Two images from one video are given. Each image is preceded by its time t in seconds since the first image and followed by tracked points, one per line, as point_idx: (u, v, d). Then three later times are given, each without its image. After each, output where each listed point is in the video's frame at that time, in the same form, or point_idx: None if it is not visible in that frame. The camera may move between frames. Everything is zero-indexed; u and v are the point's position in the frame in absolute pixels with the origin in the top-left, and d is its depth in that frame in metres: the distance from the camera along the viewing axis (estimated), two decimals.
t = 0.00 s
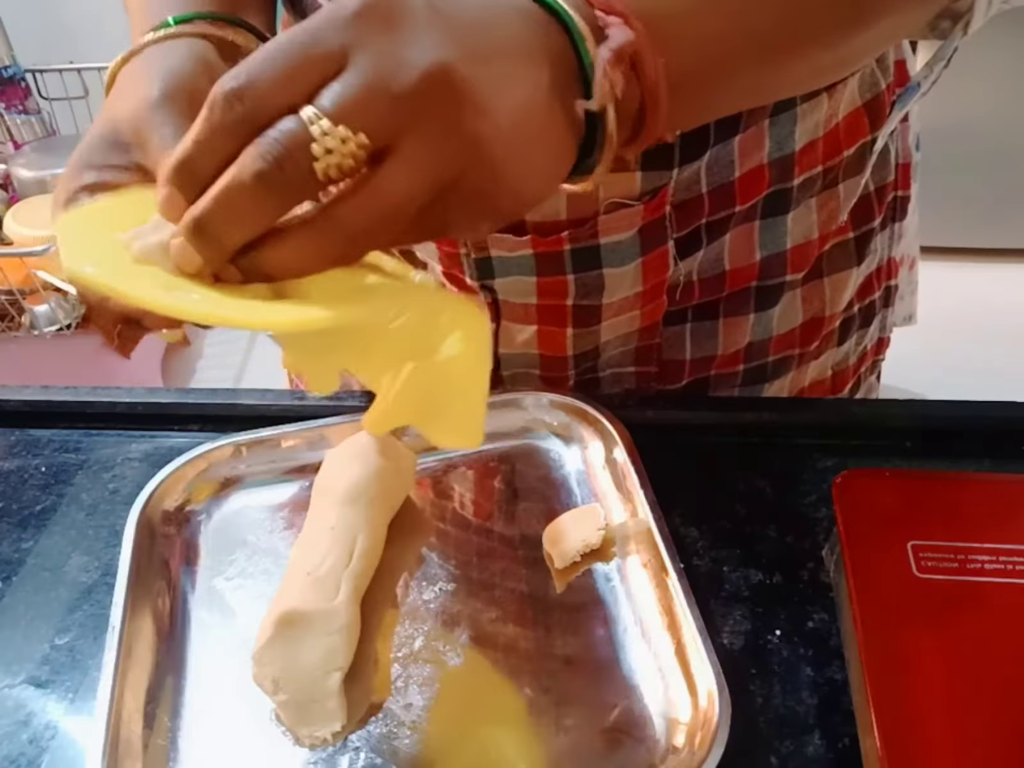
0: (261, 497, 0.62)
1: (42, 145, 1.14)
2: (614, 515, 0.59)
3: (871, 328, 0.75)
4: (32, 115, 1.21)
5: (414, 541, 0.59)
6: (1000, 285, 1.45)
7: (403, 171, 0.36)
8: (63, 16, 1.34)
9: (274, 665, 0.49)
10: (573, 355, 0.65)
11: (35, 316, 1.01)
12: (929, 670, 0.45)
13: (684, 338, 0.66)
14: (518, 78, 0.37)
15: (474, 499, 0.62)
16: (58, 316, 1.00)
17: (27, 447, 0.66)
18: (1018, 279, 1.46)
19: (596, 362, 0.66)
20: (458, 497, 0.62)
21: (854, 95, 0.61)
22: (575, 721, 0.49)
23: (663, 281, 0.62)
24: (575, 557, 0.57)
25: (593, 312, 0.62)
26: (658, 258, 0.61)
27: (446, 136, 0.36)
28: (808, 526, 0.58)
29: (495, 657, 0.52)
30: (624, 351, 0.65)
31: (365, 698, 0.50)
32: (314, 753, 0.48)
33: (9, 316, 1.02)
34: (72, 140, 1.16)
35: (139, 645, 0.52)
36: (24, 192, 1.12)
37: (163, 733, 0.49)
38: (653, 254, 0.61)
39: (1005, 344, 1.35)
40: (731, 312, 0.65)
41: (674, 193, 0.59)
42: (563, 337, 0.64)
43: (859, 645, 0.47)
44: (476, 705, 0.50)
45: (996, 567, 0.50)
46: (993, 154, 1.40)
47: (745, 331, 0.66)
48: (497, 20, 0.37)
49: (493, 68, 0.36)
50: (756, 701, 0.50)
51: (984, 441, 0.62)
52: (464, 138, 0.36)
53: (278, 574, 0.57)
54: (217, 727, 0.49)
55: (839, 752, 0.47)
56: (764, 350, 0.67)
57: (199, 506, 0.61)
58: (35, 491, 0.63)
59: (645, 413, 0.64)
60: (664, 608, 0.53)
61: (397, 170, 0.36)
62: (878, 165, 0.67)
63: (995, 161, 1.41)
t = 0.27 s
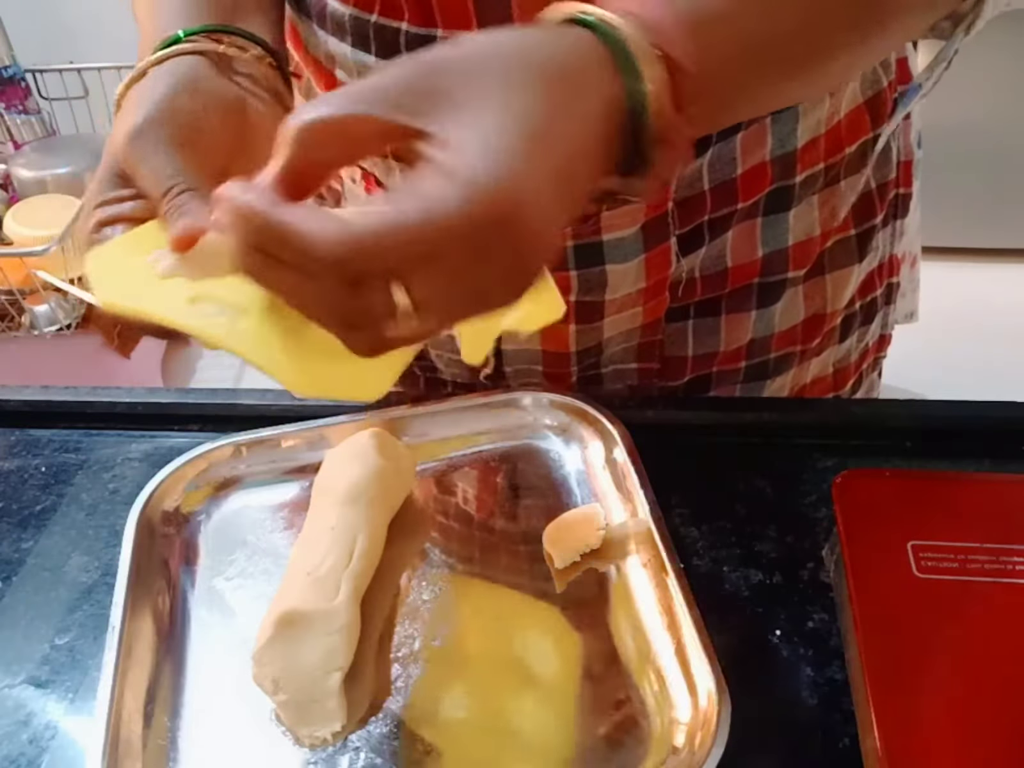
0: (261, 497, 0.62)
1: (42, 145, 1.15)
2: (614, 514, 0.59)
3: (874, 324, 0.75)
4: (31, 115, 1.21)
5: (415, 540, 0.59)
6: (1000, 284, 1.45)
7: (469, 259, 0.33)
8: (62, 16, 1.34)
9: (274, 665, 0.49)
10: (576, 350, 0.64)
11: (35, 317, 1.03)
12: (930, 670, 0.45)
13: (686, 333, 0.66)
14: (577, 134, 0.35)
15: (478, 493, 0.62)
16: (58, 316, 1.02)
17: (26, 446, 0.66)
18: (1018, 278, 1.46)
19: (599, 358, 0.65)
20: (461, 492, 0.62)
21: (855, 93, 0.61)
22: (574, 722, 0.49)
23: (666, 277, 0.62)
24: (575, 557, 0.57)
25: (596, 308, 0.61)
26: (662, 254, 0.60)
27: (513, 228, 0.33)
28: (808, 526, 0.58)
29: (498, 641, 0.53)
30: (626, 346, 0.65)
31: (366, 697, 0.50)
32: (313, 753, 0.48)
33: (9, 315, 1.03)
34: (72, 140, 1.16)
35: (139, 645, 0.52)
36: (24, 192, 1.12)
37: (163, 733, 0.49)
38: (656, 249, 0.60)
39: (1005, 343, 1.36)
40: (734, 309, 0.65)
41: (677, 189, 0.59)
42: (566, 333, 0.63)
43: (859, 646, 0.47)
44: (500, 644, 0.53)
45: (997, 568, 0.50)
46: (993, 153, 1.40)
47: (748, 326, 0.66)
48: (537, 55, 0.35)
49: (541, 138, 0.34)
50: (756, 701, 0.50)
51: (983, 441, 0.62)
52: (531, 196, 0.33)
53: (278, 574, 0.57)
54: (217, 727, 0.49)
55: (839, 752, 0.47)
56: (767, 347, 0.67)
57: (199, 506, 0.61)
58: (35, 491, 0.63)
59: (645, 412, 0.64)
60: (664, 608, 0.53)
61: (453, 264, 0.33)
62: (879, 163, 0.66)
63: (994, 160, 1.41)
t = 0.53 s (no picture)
0: (260, 498, 0.62)
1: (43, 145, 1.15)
2: (614, 514, 0.59)
3: (872, 324, 0.75)
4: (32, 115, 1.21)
5: (415, 541, 0.59)
6: (1001, 285, 1.45)
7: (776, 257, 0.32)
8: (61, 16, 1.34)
9: (274, 665, 0.49)
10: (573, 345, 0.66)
11: (35, 316, 1.01)
12: (929, 669, 0.45)
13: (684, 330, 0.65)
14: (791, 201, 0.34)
15: (477, 491, 0.62)
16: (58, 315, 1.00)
17: (26, 447, 0.66)
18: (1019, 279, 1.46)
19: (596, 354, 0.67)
20: (460, 488, 0.62)
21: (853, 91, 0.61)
22: (574, 722, 0.49)
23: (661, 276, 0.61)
24: (575, 558, 0.57)
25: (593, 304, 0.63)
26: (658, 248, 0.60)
27: (752, 322, 0.31)
28: (808, 526, 0.58)
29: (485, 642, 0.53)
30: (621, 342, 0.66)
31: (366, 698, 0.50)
32: (313, 753, 0.48)
33: (9, 316, 1.02)
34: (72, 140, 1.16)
35: (139, 645, 0.52)
36: (25, 192, 1.12)
37: (163, 732, 0.49)
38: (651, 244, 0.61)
39: (1005, 343, 1.35)
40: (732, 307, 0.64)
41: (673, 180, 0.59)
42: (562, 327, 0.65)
43: (859, 645, 0.47)
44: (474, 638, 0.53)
45: (997, 567, 0.50)
46: (994, 154, 1.40)
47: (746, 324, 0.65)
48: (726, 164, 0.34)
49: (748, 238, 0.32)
50: (756, 701, 0.50)
51: (983, 441, 0.62)
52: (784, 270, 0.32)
53: (278, 574, 0.57)
54: (217, 727, 0.50)
55: (839, 752, 0.47)
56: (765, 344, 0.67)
57: (199, 507, 0.61)
58: (35, 491, 0.63)
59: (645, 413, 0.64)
60: (665, 608, 0.53)
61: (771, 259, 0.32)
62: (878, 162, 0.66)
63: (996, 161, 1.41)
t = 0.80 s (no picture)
0: (260, 498, 0.62)
1: (42, 145, 1.15)
2: (614, 514, 0.59)
3: (871, 315, 0.75)
4: (32, 115, 1.21)
5: (415, 540, 0.58)
6: (1000, 285, 1.45)
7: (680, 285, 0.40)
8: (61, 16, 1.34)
9: (274, 665, 0.49)
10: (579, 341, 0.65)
11: (35, 316, 1.02)
12: (929, 669, 0.45)
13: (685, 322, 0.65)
14: (720, 243, 0.42)
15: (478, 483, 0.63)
16: (58, 316, 1.01)
17: (26, 447, 0.66)
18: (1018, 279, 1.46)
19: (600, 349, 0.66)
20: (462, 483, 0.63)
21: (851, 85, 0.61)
22: (575, 721, 0.49)
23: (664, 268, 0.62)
24: (575, 557, 0.57)
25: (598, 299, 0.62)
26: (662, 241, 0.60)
27: (665, 355, 0.39)
28: (808, 526, 0.58)
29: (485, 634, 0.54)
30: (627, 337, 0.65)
31: (365, 697, 0.50)
32: (313, 753, 0.48)
33: (9, 316, 1.03)
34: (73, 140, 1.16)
35: (139, 645, 0.52)
36: (25, 192, 1.12)
37: (163, 732, 0.49)
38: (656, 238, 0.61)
39: (1004, 343, 1.36)
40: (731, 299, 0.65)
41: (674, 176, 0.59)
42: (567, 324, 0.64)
43: (859, 645, 0.47)
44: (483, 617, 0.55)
45: (997, 567, 0.50)
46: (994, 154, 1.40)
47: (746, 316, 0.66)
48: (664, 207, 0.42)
49: (664, 265, 0.40)
50: (756, 701, 0.50)
51: (984, 441, 0.62)
52: (694, 289, 0.40)
53: (278, 574, 0.57)
54: (216, 726, 0.50)
55: (839, 752, 0.47)
56: (765, 337, 0.67)
57: (200, 507, 0.61)
58: (35, 491, 0.63)
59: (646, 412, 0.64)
60: (664, 608, 0.53)
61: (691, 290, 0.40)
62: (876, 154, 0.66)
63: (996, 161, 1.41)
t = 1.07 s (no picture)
0: (261, 497, 0.62)
1: (42, 145, 1.15)
2: (614, 515, 0.59)
3: (871, 312, 0.75)
4: (32, 115, 1.21)
5: (416, 538, 0.59)
6: (1000, 285, 1.45)
7: (486, 194, 0.36)
8: (60, 16, 1.34)
9: (275, 665, 0.49)
10: (578, 338, 0.65)
11: (35, 317, 1.01)
12: (928, 668, 0.45)
13: (685, 320, 0.66)
14: (580, 135, 0.36)
15: (480, 480, 0.63)
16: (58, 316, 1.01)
17: (26, 447, 0.66)
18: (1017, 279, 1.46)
19: (600, 345, 0.66)
20: (464, 479, 0.63)
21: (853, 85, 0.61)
22: (575, 721, 0.49)
23: (666, 264, 0.62)
24: (575, 558, 0.57)
25: (597, 295, 0.62)
26: (661, 238, 0.61)
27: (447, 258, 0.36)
28: (809, 526, 0.58)
29: (485, 634, 0.53)
30: (627, 333, 0.65)
31: (366, 697, 0.50)
32: (314, 753, 0.48)
33: (9, 316, 1.02)
34: (72, 140, 1.16)
35: (139, 646, 0.52)
36: (24, 192, 1.12)
37: (162, 732, 0.49)
38: (656, 235, 0.61)
39: (1003, 343, 1.36)
40: (733, 296, 0.65)
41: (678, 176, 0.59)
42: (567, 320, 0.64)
43: (859, 646, 0.47)
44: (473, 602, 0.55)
45: (997, 567, 0.50)
46: (994, 154, 1.40)
47: (747, 313, 0.66)
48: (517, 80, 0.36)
49: (502, 181, 0.36)
50: (757, 701, 0.49)
51: (984, 441, 0.62)
52: (498, 169, 0.36)
53: (278, 574, 0.57)
54: (216, 725, 0.50)
55: (840, 752, 0.47)
56: (765, 334, 0.67)
57: (199, 507, 0.61)
58: (35, 491, 0.63)
59: (646, 413, 0.64)
60: (664, 608, 0.53)
61: (473, 195, 0.36)
62: (877, 151, 0.66)
63: (995, 161, 1.41)
